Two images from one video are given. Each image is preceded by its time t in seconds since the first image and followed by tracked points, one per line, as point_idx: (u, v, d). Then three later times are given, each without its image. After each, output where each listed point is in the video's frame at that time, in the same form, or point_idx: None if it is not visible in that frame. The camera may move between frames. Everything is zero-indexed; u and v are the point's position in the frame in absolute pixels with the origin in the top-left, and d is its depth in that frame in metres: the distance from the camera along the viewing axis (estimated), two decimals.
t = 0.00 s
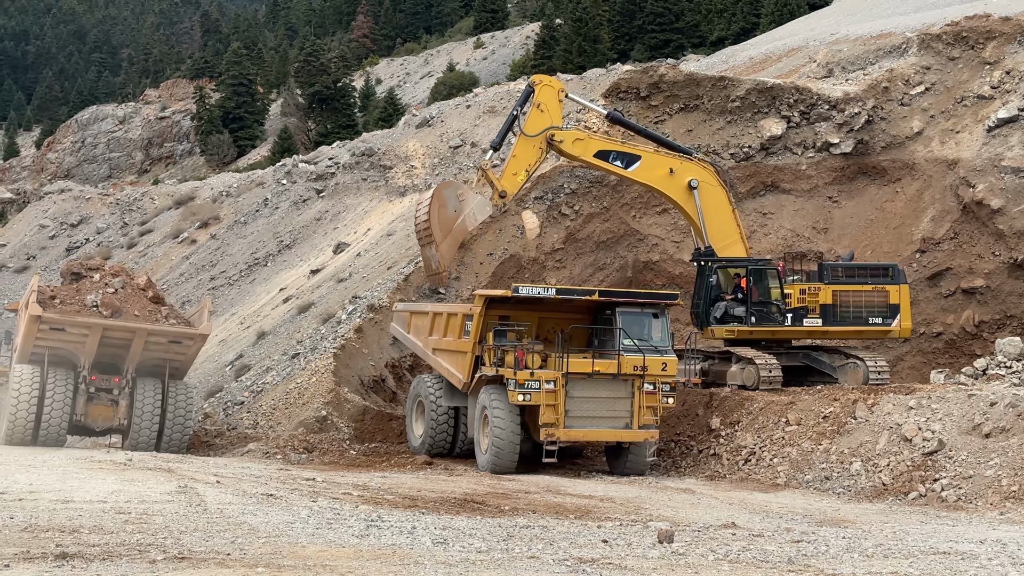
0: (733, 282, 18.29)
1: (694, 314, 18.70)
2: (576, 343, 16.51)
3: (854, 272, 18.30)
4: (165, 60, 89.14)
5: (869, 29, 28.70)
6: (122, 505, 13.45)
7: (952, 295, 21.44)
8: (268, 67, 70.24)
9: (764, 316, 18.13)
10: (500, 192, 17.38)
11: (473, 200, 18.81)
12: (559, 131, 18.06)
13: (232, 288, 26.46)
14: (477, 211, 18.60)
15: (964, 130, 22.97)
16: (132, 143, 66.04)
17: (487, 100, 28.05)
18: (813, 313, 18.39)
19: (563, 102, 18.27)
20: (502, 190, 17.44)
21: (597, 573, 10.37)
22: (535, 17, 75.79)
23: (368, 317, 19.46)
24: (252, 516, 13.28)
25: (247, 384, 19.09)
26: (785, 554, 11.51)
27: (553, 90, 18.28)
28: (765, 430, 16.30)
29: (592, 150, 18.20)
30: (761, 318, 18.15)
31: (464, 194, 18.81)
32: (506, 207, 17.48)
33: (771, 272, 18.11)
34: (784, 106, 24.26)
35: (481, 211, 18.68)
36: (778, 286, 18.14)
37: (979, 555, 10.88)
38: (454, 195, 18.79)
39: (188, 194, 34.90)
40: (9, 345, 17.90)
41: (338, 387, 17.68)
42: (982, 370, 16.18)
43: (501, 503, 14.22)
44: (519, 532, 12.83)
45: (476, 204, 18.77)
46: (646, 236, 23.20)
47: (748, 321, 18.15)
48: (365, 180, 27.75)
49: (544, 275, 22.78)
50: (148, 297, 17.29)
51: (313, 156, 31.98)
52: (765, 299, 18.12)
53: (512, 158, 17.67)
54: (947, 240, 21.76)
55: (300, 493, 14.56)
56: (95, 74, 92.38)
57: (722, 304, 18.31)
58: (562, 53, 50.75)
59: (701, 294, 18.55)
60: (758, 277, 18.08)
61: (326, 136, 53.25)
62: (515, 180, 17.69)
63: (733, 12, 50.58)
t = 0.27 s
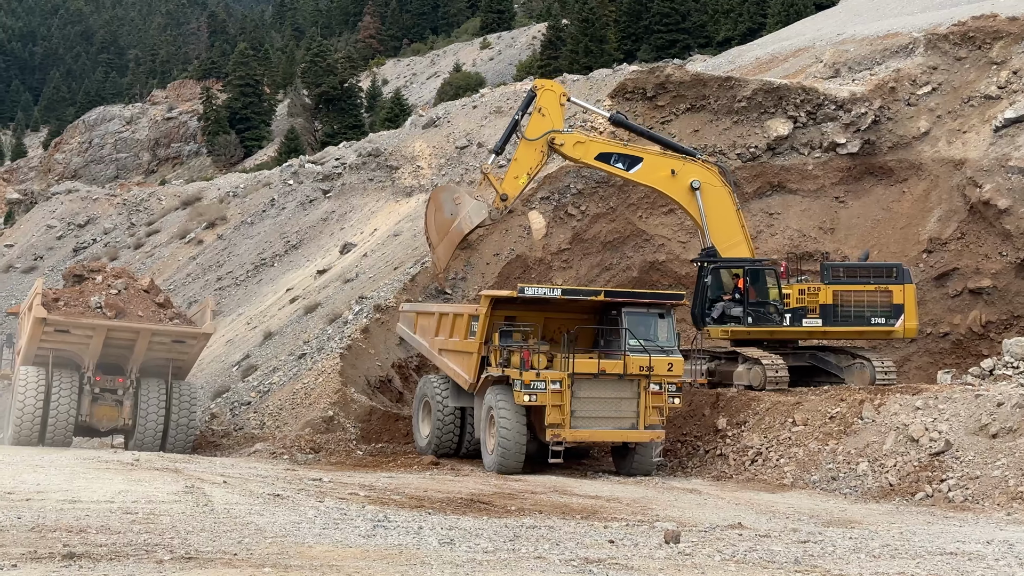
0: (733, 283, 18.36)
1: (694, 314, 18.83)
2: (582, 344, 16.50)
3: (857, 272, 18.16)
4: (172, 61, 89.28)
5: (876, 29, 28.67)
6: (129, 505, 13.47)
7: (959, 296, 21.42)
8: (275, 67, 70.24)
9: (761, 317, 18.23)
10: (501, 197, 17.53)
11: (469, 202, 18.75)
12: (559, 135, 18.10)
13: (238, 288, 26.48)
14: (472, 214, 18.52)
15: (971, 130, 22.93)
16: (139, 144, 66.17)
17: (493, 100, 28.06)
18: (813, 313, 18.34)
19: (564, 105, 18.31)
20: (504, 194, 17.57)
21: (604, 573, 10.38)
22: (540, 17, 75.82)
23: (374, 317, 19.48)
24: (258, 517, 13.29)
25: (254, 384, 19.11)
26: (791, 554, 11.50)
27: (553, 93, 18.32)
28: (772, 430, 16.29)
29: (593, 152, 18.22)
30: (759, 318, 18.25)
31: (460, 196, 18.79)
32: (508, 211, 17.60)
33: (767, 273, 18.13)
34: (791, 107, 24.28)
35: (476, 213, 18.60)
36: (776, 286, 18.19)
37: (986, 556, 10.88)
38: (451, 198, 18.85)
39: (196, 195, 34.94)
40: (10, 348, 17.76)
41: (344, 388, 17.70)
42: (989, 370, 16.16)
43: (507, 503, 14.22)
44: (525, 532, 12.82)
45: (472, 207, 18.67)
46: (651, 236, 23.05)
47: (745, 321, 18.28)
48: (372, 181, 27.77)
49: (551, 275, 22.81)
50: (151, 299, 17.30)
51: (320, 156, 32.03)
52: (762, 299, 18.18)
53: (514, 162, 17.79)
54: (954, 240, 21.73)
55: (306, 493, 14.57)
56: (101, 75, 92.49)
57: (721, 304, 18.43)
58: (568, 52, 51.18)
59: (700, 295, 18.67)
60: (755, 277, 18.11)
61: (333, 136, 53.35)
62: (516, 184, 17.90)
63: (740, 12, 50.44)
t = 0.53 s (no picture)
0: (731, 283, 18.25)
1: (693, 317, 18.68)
2: (587, 344, 16.49)
3: (855, 272, 17.91)
4: (177, 61, 89.37)
5: (882, 29, 28.65)
6: (134, 505, 13.48)
7: (965, 296, 21.41)
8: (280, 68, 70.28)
9: (757, 317, 18.25)
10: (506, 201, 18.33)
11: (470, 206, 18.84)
12: (562, 138, 18.57)
13: (244, 288, 26.49)
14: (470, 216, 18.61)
15: (977, 130, 22.89)
16: (144, 144, 66.26)
17: (499, 100, 28.06)
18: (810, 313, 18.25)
19: (568, 110, 18.76)
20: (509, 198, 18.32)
21: (610, 573, 10.38)
22: (546, 17, 75.80)
23: (380, 318, 19.49)
24: (264, 517, 13.30)
25: (259, 384, 19.11)
26: (797, 554, 11.50)
27: (559, 99, 18.83)
28: (777, 431, 16.28)
29: (596, 156, 18.55)
30: (754, 318, 18.27)
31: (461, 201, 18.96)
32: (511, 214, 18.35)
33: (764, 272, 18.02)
34: (796, 107, 24.21)
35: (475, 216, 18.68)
36: (773, 287, 18.16)
37: (992, 556, 10.88)
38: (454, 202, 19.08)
39: (201, 195, 34.95)
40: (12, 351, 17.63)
41: (350, 388, 17.70)
42: (995, 371, 16.14)
43: (513, 503, 14.22)
44: (531, 532, 12.82)
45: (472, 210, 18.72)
46: (657, 236, 23.01)
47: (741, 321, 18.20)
48: (377, 181, 27.78)
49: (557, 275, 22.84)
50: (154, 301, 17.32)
51: (326, 156, 32.06)
52: (758, 300, 18.17)
53: (518, 166, 18.47)
54: (960, 240, 21.71)
55: (311, 493, 14.57)
56: (107, 76, 92.61)
57: (717, 304, 18.34)
58: (573, 53, 51.38)
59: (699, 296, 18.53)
60: (752, 277, 18.07)
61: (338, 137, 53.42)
62: (521, 187, 18.55)
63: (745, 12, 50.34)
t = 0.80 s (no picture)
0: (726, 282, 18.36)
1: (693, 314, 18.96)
2: (592, 344, 16.48)
3: (849, 271, 17.60)
4: (182, 62, 89.41)
5: (887, 29, 28.63)
6: (140, 505, 13.49)
7: (970, 296, 21.35)
8: (285, 68, 70.30)
9: (750, 317, 18.21)
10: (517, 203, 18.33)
11: (475, 208, 18.70)
12: (570, 142, 18.74)
13: (249, 288, 26.49)
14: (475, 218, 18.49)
15: (982, 130, 22.84)
16: (149, 145, 66.34)
17: (503, 100, 28.06)
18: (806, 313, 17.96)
19: (577, 114, 18.84)
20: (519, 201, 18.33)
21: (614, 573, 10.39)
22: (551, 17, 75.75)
23: (384, 318, 19.50)
24: (269, 517, 13.30)
25: (264, 385, 19.11)
26: (802, 555, 11.49)
27: (568, 103, 18.90)
28: (782, 431, 16.27)
29: (602, 158, 18.72)
30: (749, 318, 18.24)
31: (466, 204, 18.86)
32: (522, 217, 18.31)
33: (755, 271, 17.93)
34: (801, 107, 24.25)
35: (480, 219, 18.52)
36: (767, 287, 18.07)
37: (997, 557, 10.87)
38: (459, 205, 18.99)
39: (206, 195, 34.96)
40: (14, 353, 17.57)
41: (354, 388, 17.69)
42: (1000, 371, 16.09)
43: (518, 504, 14.22)
44: (535, 533, 12.81)
45: (476, 213, 18.58)
46: (662, 236, 22.98)
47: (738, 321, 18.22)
48: (382, 181, 27.80)
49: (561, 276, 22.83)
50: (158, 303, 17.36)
51: (331, 156, 32.09)
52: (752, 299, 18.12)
53: (528, 170, 18.61)
54: (965, 240, 21.67)
55: (316, 494, 14.57)
56: (112, 76, 92.74)
57: (715, 304, 18.46)
58: (578, 53, 51.41)
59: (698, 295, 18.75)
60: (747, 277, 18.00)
61: (342, 137, 53.46)
62: (532, 191, 18.73)
63: (750, 12, 50.35)
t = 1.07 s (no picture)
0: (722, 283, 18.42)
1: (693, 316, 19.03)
2: (596, 344, 16.46)
3: (841, 272, 17.53)
4: (186, 62, 89.44)
5: (891, 29, 28.62)
6: (144, 505, 13.51)
7: (974, 296, 21.33)
8: (289, 68, 70.33)
9: (744, 318, 18.22)
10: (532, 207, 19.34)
11: (488, 210, 19.43)
12: (581, 145, 19.05)
13: (253, 288, 26.51)
14: (489, 220, 19.31)
15: (986, 130, 22.82)
16: (153, 145, 66.41)
17: (507, 101, 28.06)
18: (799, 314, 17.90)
19: (590, 118, 19.24)
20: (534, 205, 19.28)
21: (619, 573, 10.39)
22: (555, 18, 75.72)
23: (388, 318, 19.51)
24: (273, 518, 13.31)
25: (268, 385, 19.13)
26: (806, 555, 11.48)
27: (581, 108, 19.39)
28: (786, 431, 16.27)
29: (612, 161, 18.85)
30: (743, 319, 18.24)
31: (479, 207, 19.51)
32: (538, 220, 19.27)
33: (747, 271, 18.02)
34: (805, 107, 24.25)
35: (494, 221, 19.28)
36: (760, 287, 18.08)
37: (1002, 557, 10.86)
38: (473, 209, 19.65)
39: (210, 196, 34.98)
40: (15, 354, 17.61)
41: (358, 389, 17.70)
42: (1005, 372, 16.08)
43: (522, 504, 14.22)
44: (539, 533, 12.82)
45: (490, 215, 19.36)
46: (665, 236, 23.04)
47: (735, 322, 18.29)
48: (386, 181, 27.81)
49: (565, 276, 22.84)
50: (161, 305, 17.38)
51: (335, 157, 32.11)
52: (745, 299, 18.14)
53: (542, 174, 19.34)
54: (969, 240, 21.65)
55: (321, 494, 14.58)
56: (117, 77, 92.83)
57: (712, 304, 18.52)
58: (582, 54, 51.33)
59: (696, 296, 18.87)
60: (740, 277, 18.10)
61: (347, 137, 53.49)
62: (546, 194, 19.25)
63: (754, 13, 50.30)
